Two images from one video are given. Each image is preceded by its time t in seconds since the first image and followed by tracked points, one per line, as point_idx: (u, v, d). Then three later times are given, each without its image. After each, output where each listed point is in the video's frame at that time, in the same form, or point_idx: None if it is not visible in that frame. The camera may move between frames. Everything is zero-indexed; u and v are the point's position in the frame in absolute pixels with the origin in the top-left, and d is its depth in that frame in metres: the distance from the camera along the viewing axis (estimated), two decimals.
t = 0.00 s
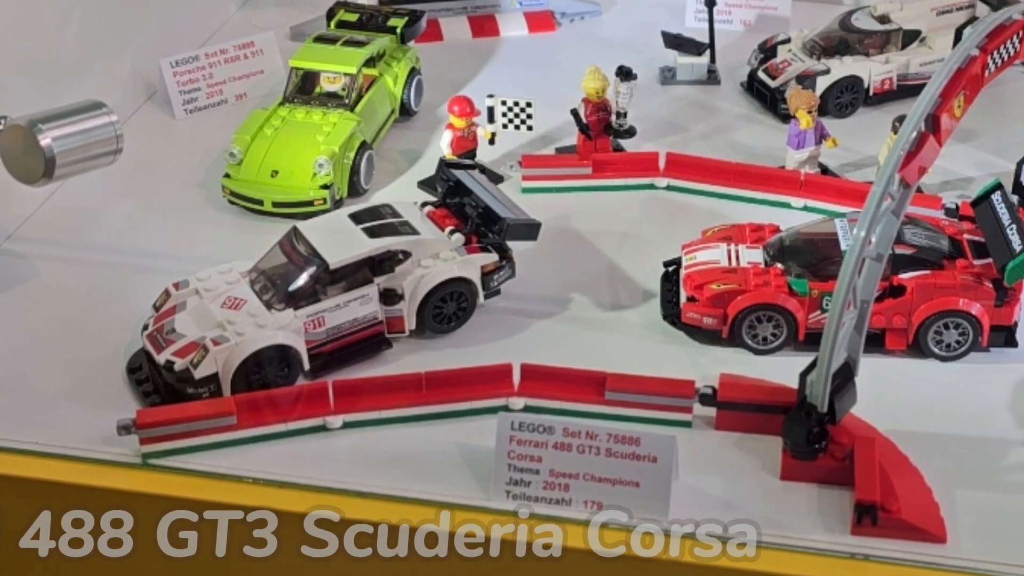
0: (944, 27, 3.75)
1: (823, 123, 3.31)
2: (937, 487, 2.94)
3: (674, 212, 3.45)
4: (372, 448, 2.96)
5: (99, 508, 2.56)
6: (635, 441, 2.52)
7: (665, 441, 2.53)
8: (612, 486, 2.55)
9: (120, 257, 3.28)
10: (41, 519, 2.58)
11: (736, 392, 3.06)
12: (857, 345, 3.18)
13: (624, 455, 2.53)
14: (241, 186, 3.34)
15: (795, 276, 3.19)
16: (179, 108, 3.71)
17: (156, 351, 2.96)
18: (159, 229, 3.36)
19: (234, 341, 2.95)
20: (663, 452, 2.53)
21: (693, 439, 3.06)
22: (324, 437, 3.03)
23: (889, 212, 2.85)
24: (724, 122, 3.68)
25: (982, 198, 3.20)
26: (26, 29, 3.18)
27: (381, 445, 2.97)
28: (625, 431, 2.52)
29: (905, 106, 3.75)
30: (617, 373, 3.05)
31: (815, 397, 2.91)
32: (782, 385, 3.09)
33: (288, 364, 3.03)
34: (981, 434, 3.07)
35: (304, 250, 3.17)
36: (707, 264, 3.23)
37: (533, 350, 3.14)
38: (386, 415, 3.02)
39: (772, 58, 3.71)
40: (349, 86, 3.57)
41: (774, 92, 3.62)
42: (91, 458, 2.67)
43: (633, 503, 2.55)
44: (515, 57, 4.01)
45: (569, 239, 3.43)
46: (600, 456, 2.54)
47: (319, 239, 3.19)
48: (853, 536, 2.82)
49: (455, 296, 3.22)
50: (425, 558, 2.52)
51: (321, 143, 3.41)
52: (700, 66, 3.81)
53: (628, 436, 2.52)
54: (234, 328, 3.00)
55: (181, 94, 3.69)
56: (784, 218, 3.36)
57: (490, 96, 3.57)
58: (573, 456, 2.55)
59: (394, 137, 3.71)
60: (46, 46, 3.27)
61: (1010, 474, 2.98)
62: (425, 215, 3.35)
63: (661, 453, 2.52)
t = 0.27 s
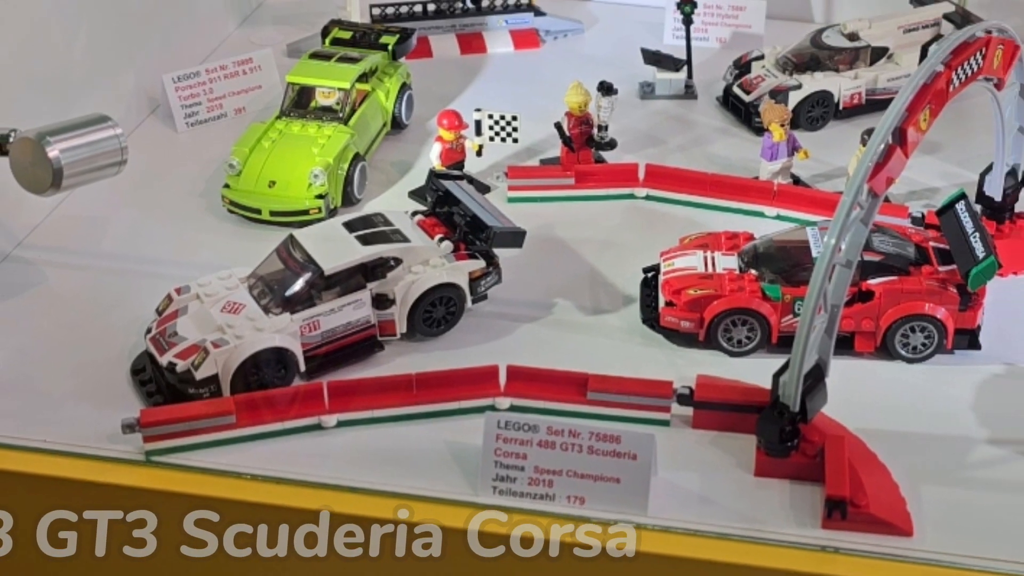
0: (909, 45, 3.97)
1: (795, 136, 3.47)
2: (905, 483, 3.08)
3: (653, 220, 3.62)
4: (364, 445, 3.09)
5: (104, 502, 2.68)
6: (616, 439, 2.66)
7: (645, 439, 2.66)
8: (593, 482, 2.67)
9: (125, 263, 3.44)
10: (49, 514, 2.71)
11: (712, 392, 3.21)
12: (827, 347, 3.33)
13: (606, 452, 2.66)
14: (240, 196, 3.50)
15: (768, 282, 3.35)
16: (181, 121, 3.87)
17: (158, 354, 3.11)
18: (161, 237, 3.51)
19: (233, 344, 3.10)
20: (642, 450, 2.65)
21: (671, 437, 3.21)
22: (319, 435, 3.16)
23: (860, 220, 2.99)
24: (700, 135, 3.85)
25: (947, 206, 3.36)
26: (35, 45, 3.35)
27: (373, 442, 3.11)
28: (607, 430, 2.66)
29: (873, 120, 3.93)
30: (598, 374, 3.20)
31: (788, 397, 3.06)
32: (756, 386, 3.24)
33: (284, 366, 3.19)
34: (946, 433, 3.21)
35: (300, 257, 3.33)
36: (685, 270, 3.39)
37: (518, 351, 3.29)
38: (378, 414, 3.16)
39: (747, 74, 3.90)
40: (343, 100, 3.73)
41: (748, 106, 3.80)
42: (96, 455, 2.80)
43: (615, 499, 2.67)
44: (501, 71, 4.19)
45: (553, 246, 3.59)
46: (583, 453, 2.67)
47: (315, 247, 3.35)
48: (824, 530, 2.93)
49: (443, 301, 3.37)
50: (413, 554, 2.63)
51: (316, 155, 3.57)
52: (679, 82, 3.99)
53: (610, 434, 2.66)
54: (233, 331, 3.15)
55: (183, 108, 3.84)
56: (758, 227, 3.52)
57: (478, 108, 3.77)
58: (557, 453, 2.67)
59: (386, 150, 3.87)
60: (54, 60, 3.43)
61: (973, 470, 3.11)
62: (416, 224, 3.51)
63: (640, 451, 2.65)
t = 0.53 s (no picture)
0: (876, 61, 4.17)
1: (767, 149, 3.65)
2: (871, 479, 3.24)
3: (631, 229, 3.80)
4: (357, 443, 3.25)
5: (110, 496, 2.84)
6: (597, 437, 2.83)
7: (624, 437, 2.82)
8: (575, 477, 2.84)
9: (130, 269, 3.61)
10: (58, 508, 2.88)
11: (688, 393, 3.38)
12: (798, 350, 3.49)
13: (587, 449, 2.83)
14: (239, 206, 3.67)
15: (742, 287, 3.52)
16: (182, 135, 4.05)
17: (161, 356, 3.26)
18: (164, 245, 3.69)
19: (232, 347, 3.26)
20: (622, 446, 2.82)
21: (649, 435, 3.37)
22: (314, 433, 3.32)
23: (829, 230, 3.17)
24: (677, 148, 4.04)
25: (911, 216, 3.53)
26: (46, 61, 3.53)
27: (365, 440, 3.26)
28: (588, 428, 2.83)
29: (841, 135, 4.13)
30: (579, 375, 3.36)
31: (760, 397, 3.22)
32: (730, 387, 3.42)
33: (281, 367, 3.35)
34: (910, 431, 3.38)
35: (296, 264, 3.50)
36: (662, 276, 3.56)
37: (503, 354, 3.46)
38: (370, 413, 3.32)
39: (721, 90, 4.10)
40: (337, 115, 3.92)
41: (723, 120, 4.00)
42: (102, 452, 2.96)
43: (593, 493, 2.85)
44: (487, 88, 4.36)
45: (536, 253, 3.77)
46: (565, 450, 2.84)
47: (310, 254, 3.52)
48: (794, 523, 3.10)
49: (433, 305, 3.54)
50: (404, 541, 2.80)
51: (312, 167, 3.75)
52: (657, 97, 4.19)
53: (591, 432, 2.83)
54: (232, 335, 3.31)
55: (185, 122, 4.02)
56: (732, 235, 3.69)
57: (464, 123, 3.93)
58: (540, 450, 2.84)
59: (377, 162, 4.06)
60: (64, 76, 3.61)
61: (937, 467, 3.27)
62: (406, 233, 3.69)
63: (620, 448, 2.82)
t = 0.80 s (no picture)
0: (843, 78, 4.44)
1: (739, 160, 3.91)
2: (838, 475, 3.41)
3: (610, 237, 4.02)
4: (349, 441, 3.42)
5: (109, 492, 2.95)
6: (578, 435, 2.97)
7: (604, 435, 2.97)
8: (557, 474, 2.98)
9: (136, 276, 3.81)
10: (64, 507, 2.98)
11: (664, 393, 3.55)
12: (769, 352, 3.66)
13: (569, 447, 2.97)
14: (238, 215, 3.88)
15: (715, 293, 3.71)
16: (185, 148, 4.27)
17: (163, 358, 3.43)
18: (167, 253, 3.89)
19: (231, 349, 3.43)
20: (602, 444, 2.96)
21: (627, 432, 3.55)
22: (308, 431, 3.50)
23: (799, 237, 3.35)
24: (653, 160, 4.31)
25: (877, 225, 3.70)
26: (58, 76, 3.73)
27: (357, 438, 3.43)
28: (570, 427, 2.97)
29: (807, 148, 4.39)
30: (561, 376, 3.55)
31: (733, 396, 3.39)
32: (704, 387, 3.60)
33: (278, 369, 3.52)
34: (875, 429, 3.55)
35: (292, 270, 3.68)
36: (640, 282, 3.75)
37: (488, 356, 3.65)
38: (362, 412, 3.50)
39: (695, 105, 4.38)
40: (331, 129, 4.13)
41: (697, 134, 4.27)
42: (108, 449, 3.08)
43: (574, 488, 2.98)
44: (474, 104, 4.69)
45: (520, 261, 3.98)
46: (548, 448, 2.98)
47: (305, 261, 3.71)
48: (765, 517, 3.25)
49: (422, 310, 3.73)
50: (396, 536, 2.90)
51: (307, 178, 3.95)
52: (634, 112, 4.47)
53: (572, 430, 2.97)
54: (231, 338, 3.48)
55: (187, 136, 4.25)
56: (707, 244, 3.88)
57: (452, 138, 4.18)
58: (524, 448, 2.98)
59: (370, 174, 4.30)
60: (74, 91, 3.81)
61: (900, 463, 3.45)
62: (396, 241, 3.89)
63: (600, 446, 2.96)
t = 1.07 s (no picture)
0: (809, 95, 4.70)
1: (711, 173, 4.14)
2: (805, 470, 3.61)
3: (590, 246, 4.24)
4: (343, 438, 3.62)
5: (115, 487, 3.14)
6: (558, 433, 3.18)
7: (583, 433, 3.18)
8: (539, 470, 3.18)
9: (140, 283, 4.02)
10: (71, 501, 3.18)
11: (641, 394, 3.76)
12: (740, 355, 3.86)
13: (550, 444, 3.17)
14: (237, 225, 4.09)
15: (688, 299, 3.91)
16: (186, 161, 4.49)
17: (167, 360, 3.63)
18: (170, 260, 4.10)
19: (230, 352, 3.62)
20: (581, 441, 3.17)
21: (605, 430, 3.76)
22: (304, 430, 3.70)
23: (767, 246, 3.57)
24: (630, 173, 4.55)
25: (841, 234, 3.90)
26: (67, 93, 3.95)
27: (350, 436, 3.64)
28: (551, 425, 3.17)
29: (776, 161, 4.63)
30: (542, 377, 3.75)
31: (705, 397, 3.58)
32: (678, 388, 3.81)
33: (274, 370, 3.72)
34: (840, 428, 3.76)
35: (288, 277, 3.89)
36: (617, 288, 3.96)
37: (474, 358, 3.86)
38: (355, 411, 3.70)
39: (670, 121, 4.62)
40: (325, 144, 4.36)
41: (671, 148, 4.51)
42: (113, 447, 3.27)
43: (556, 483, 3.19)
44: (460, 118, 4.95)
45: (504, 268, 4.21)
46: (530, 445, 3.18)
47: (301, 269, 3.91)
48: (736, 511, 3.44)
49: (411, 315, 3.94)
50: (387, 529, 3.09)
51: (302, 190, 4.16)
52: (612, 127, 4.73)
53: (553, 428, 3.17)
54: (230, 341, 3.67)
55: (188, 150, 4.47)
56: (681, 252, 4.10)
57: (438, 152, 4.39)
58: (508, 445, 3.18)
59: (361, 186, 4.53)
60: (82, 108, 4.03)
61: (863, 459, 3.65)
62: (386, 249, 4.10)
63: (579, 442, 3.17)
